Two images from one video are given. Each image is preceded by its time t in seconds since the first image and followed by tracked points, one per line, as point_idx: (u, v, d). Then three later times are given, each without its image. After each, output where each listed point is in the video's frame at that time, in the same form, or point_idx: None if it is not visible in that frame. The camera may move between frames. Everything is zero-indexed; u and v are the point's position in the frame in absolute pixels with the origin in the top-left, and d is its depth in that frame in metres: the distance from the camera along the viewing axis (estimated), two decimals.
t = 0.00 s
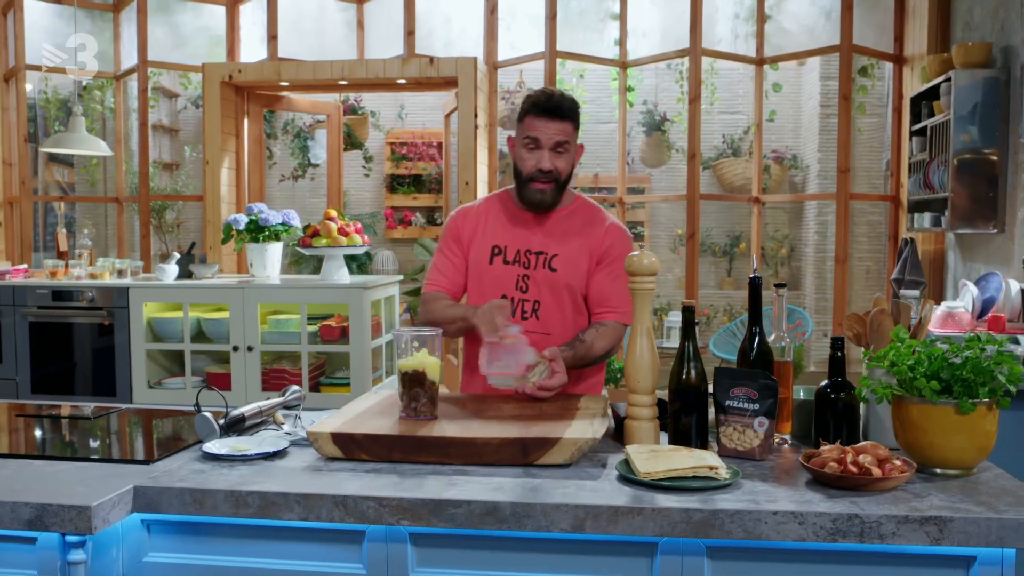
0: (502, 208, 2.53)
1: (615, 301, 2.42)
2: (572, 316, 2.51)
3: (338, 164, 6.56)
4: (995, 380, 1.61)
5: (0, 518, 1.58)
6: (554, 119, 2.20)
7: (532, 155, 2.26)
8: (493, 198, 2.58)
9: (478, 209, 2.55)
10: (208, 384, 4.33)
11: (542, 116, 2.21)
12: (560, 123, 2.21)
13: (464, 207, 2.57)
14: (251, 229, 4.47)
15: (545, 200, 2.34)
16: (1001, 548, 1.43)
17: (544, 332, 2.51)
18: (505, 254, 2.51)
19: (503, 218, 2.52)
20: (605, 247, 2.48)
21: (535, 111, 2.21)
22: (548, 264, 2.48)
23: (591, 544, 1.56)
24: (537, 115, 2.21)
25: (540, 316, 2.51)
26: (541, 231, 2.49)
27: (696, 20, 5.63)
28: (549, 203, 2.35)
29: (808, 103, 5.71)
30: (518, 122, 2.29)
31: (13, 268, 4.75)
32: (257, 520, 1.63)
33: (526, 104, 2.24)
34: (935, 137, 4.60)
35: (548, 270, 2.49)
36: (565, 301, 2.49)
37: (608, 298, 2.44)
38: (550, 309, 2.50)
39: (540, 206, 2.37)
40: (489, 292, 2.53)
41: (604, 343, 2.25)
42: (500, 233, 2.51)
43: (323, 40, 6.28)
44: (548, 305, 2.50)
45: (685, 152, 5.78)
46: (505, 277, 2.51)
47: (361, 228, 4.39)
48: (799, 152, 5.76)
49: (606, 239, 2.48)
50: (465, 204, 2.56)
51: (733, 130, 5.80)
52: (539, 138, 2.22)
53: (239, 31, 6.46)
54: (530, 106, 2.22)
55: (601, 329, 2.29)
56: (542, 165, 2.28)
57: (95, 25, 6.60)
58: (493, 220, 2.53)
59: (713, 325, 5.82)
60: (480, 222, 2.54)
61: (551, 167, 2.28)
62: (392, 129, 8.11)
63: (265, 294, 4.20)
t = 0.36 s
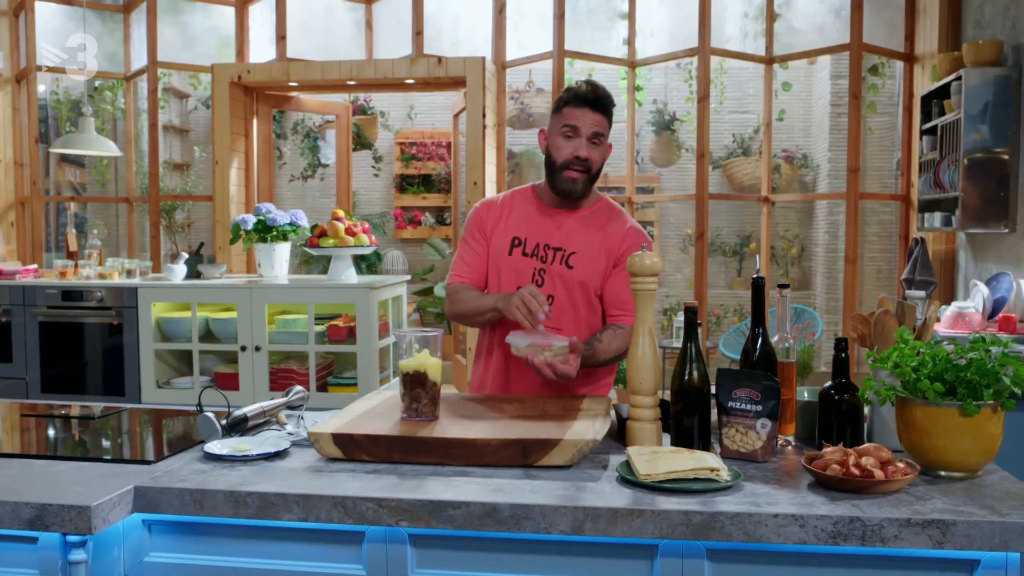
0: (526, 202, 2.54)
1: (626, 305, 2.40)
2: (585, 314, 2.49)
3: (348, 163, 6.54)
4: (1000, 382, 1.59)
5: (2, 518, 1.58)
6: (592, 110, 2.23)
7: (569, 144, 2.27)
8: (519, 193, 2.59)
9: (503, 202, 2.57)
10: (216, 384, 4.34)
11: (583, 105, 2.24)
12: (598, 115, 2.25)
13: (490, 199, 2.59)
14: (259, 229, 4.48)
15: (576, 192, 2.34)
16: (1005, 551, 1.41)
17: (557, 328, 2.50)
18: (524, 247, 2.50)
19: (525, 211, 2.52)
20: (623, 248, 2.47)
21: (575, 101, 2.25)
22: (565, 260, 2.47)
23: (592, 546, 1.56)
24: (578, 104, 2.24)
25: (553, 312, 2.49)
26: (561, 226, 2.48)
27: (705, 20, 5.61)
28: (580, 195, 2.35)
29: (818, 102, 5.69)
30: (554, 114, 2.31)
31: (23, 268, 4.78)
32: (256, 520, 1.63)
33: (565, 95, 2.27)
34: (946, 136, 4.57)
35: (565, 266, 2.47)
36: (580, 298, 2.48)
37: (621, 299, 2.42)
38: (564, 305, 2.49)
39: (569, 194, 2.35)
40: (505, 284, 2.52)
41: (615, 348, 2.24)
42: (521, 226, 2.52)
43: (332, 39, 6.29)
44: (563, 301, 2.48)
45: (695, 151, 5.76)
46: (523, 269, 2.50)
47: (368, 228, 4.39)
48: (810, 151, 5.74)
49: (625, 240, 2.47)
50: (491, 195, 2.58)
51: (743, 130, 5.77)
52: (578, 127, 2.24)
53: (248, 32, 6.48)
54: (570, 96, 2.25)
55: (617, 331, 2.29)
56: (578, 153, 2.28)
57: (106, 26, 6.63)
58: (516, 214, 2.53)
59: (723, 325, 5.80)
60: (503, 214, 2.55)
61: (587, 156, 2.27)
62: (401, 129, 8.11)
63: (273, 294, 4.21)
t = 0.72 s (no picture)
0: (503, 203, 2.54)
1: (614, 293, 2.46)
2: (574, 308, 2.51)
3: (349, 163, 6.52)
4: (997, 383, 1.57)
5: None
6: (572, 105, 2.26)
7: (551, 140, 2.28)
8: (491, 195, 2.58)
9: (477, 206, 2.55)
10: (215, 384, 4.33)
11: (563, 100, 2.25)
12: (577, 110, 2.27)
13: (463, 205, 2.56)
14: (258, 229, 4.47)
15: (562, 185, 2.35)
16: (1001, 555, 1.39)
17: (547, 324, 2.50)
18: (508, 247, 2.50)
19: (504, 212, 2.52)
20: (604, 241, 2.51)
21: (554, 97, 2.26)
22: (551, 256, 2.49)
23: (584, 549, 1.54)
24: (558, 101, 2.26)
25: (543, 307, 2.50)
26: (542, 223, 2.50)
27: (706, 19, 5.58)
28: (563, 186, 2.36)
29: (821, 101, 5.66)
30: (531, 112, 2.32)
31: (22, 268, 4.78)
32: (245, 522, 1.61)
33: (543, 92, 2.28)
34: (948, 136, 4.54)
35: (551, 262, 2.49)
36: (568, 292, 2.49)
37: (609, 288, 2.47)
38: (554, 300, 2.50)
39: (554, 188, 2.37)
40: (492, 285, 2.50)
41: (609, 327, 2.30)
42: (502, 226, 2.51)
43: (332, 39, 6.28)
44: (552, 296, 2.49)
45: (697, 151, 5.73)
46: (509, 269, 2.50)
47: (367, 228, 4.38)
48: (812, 150, 5.72)
49: (605, 232, 2.52)
50: (464, 201, 2.55)
51: (746, 129, 5.75)
52: (560, 122, 2.26)
53: (249, 32, 6.47)
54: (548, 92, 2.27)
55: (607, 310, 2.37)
56: (560, 149, 2.29)
57: (108, 26, 6.64)
58: (494, 215, 2.52)
59: (724, 325, 5.78)
60: (480, 216, 2.53)
61: (569, 150, 2.29)
62: (403, 128, 8.06)
63: (272, 294, 4.20)
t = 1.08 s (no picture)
0: (458, 212, 2.51)
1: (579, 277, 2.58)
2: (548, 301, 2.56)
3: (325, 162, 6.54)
4: (966, 384, 1.56)
5: None
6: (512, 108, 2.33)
7: (499, 144, 2.32)
8: (439, 206, 2.53)
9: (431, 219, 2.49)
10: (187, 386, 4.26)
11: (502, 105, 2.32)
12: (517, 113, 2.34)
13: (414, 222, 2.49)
14: (233, 228, 4.43)
15: (516, 189, 2.37)
16: (970, 557, 1.38)
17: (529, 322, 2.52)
18: (478, 255, 2.49)
19: (463, 220, 2.50)
20: (562, 231, 2.57)
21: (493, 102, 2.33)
22: (521, 256, 2.51)
23: (550, 553, 1.52)
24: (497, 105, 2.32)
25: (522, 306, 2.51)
26: (503, 227, 2.51)
27: (685, 18, 5.57)
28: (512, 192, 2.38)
29: (800, 101, 5.66)
30: (471, 124, 2.36)
31: None
32: (205, 528, 1.58)
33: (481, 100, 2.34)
34: (924, 135, 4.55)
35: (522, 261, 2.52)
36: (543, 288, 2.54)
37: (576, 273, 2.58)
38: (532, 298, 2.52)
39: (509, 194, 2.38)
40: (471, 294, 2.50)
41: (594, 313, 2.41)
42: (466, 236, 2.49)
43: (309, 37, 6.23)
44: (529, 294, 2.52)
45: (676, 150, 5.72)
46: (484, 276, 2.50)
47: (343, 228, 4.34)
48: (791, 150, 5.72)
49: (561, 223, 2.57)
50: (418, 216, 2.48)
51: (725, 129, 5.76)
52: (503, 125, 2.31)
53: (225, 30, 6.40)
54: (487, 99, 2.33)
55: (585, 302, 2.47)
56: (509, 152, 2.33)
57: (82, 23, 6.57)
58: (453, 225, 2.49)
59: (703, 324, 5.79)
60: (440, 230, 2.48)
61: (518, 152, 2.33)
62: (382, 128, 7.96)
63: (246, 294, 4.15)
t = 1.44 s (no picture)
0: (471, 213, 2.57)
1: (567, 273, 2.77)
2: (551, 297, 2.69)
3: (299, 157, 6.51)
4: (931, 387, 1.53)
5: None
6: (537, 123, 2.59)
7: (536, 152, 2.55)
8: (446, 209, 2.58)
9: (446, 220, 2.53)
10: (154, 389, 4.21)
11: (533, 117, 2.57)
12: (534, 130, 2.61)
13: (430, 223, 2.51)
14: (200, 228, 4.36)
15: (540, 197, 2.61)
16: (933, 564, 1.35)
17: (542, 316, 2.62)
18: (497, 252, 2.56)
19: (478, 220, 2.57)
20: (553, 231, 2.75)
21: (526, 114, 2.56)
22: (531, 252, 2.63)
23: (507, 562, 1.48)
24: (529, 117, 2.56)
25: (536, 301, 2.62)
26: (513, 225, 2.62)
27: (659, 17, 5.55)
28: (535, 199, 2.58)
29: (775, 101, 5.66)
30: (504, 131, 2.54)
31: None
32: (151, 538, 1.52)
33: (514, 111, 2.55)
34: (898, 135, 4.54)
35: (533, 258, 2.64)
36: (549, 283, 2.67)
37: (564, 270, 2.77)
38: (543, 292, 2.64)
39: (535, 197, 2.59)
40: (490, 292, 2.56)
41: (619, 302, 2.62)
42: (483, 234, 2.56)
43: (281, 35, 6.15)
44: (541, 289, 2.63)
45: (651, 150, 5.69)
46: (504, 273, 2.57)
47: (312, 228, 4.28)
48: (767, 150, 5.71)
49: (551, 223, 2.75)
50: (433, 218, 2.51)
51: (701, 129, 5.74)
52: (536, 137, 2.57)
53: (195, 27, 6.29)
54: (521, 111, 2.56)
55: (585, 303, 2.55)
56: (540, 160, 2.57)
57: (48, 20, 6.43)
58: (468, 224, 2.55)
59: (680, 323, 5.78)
60: (458, 229, 2.53)
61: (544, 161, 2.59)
62: (357, 127, 7.92)
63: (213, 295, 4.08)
